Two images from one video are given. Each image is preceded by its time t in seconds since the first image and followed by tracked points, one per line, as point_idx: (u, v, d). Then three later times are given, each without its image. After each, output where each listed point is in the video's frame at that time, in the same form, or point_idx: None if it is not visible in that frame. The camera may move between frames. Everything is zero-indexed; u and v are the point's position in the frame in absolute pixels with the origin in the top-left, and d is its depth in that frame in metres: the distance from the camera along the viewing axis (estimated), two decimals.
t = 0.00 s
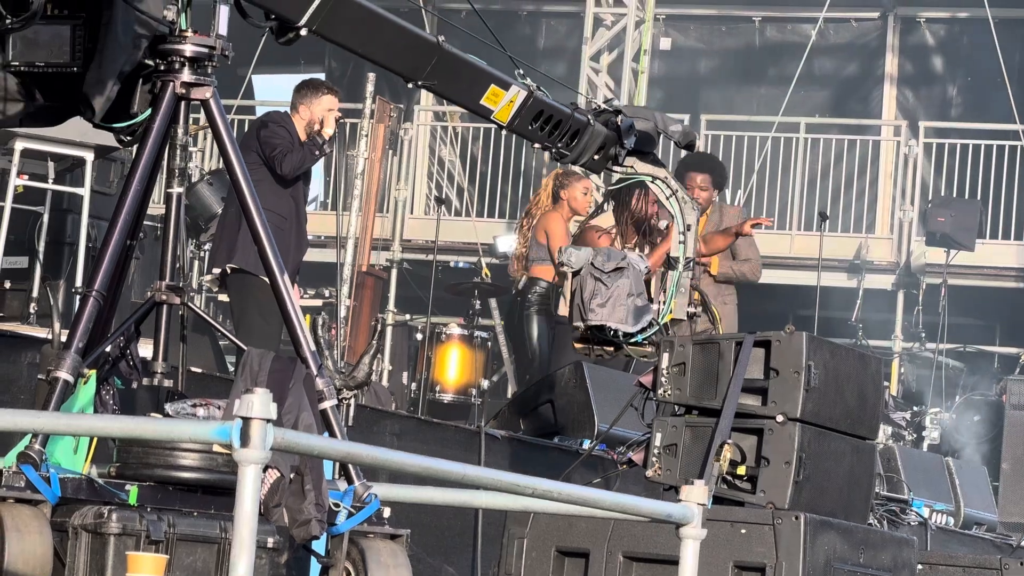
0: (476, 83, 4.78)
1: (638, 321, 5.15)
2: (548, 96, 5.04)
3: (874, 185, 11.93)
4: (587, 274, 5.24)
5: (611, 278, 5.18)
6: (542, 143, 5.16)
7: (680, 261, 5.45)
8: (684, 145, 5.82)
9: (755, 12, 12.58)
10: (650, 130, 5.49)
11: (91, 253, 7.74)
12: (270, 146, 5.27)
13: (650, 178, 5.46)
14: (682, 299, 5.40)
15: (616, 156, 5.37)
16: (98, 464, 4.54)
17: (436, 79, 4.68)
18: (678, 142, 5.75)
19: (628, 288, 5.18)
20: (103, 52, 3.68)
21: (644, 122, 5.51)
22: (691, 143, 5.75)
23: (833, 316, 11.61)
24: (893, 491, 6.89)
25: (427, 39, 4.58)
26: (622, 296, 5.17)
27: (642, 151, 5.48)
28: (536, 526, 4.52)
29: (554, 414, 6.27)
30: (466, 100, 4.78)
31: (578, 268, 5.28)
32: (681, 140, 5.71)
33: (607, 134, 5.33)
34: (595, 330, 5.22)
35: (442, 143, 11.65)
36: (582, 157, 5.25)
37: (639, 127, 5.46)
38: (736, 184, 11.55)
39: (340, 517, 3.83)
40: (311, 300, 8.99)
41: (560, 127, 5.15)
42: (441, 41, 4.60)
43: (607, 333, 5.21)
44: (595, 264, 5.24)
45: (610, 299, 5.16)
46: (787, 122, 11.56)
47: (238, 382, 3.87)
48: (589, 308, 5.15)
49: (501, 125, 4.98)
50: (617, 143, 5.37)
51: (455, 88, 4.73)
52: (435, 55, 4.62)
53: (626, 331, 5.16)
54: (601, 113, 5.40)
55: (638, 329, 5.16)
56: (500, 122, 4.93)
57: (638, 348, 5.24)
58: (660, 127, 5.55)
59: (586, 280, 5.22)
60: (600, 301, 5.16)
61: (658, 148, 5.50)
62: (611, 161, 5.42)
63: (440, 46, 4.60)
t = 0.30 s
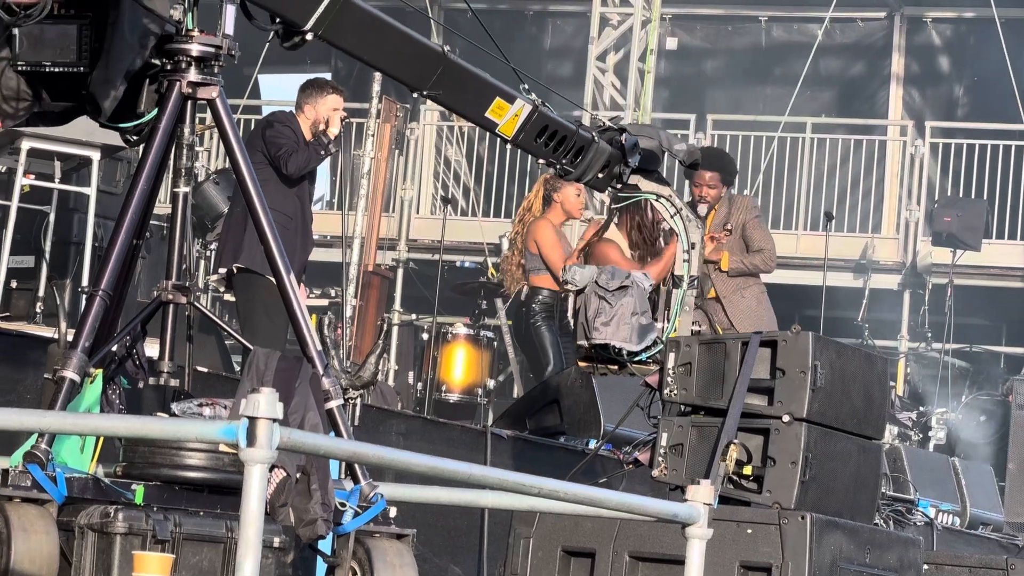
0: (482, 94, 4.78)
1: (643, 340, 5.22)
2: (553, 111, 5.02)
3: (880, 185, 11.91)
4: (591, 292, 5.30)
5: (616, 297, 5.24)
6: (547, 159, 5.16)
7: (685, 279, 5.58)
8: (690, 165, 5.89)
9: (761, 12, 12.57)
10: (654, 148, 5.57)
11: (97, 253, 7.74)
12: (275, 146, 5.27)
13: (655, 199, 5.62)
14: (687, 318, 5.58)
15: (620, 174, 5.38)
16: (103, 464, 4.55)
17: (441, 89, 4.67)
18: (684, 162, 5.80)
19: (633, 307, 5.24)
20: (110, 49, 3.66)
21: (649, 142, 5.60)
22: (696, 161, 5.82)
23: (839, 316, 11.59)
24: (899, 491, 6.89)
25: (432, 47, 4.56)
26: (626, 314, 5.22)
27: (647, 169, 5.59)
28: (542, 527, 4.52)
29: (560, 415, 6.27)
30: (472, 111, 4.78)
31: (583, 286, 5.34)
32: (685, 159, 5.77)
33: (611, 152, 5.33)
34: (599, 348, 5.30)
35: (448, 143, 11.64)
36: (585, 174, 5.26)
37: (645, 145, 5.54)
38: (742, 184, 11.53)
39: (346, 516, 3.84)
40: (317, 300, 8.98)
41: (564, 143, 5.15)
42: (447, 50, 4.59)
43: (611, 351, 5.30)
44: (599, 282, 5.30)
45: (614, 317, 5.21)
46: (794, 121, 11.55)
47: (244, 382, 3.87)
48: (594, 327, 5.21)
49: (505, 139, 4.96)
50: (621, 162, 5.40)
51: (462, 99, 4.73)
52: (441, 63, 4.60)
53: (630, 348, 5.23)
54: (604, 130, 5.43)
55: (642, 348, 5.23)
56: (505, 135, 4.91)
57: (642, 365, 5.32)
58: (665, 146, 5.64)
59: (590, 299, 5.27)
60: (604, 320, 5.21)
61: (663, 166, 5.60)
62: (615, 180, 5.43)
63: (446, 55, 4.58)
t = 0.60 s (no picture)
0: (490, 98, 4.81)
1: (651, 348, 5.22)
2: (562, 117, 5.03)
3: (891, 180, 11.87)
4: (600, 301, 5.34)
5: (624, 305, 5.27)
6: (556, 165, 5.14)
7: (693, 288, 5.52)
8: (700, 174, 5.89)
9: (772, 6, 12.52)
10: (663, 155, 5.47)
11: (109, 247, 7.74)
12: (285, 140, 5.26)
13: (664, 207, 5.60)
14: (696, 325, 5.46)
15: (629, 181, 5.32)
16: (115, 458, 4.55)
17: (450, 91, 4.71)
18: (693, 170, 5.82)
19: (641, 315, 5.26)
20: (123, 44, 3.66)
21: (658, 150, 5.60)
22: (706, 170, 5.83)
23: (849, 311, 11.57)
24: (910, 485, 6.86)
25: (441, 49, 4.62)
26: (634, 322, 5.25)
27: (656, 177, 5.50)
28: (553, 521, 4.51)
29: (570, 408, 6.27)
30: (481, 114, 4.82)
31: (592, 294, 5.40)
32: (693, 168, 5.80)
33: (620, 160, 5.28)
34: (607, 356, 5.33)
35: (458, 138, 11.63)
36: (594, 181, 5.22)
37: (653, 153, 5.52)
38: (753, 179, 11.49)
39: (357, 511, 3.84)
40: (327, 294, 8.98)
41: (573, 148, 5.14)
42: (456, 53, 4.65)
43: (618, 360, 5.31)
44: (608, 291, 5.33)
45: (622, 326, 5.24)
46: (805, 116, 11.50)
47: (255, 376, 3.85)
48: (602, 335, 5.25)
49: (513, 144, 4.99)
50: (630, 169, 5.33)
51: (470, 102, 4.77)
52: (450, 66, 4.66)
53: (639, 357, 5.23)
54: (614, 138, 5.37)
55: (651, 355, 5.22)
56: (514, 140, 4.94)
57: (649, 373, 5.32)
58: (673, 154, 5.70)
59: (599, 307, 5.31)
60: (612, 328, 5.25)
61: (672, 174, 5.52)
62: (624, 187, 5.36)
63: (454, 57, 4.64)
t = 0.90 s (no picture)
0: (506, 92, 4.82)
1: (664, 346, 5.19)
2: (575, 113, 5.05)
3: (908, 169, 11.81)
4: (613, 298, 5.29)
5: (638, 303, 5.24)
6: (570, 161, 5.16)
7: (707, 285, 5.52)
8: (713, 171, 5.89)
9: None
10: (677, 153, 5.49)
11: (125, 236, 7.75)
12: (299, 129, 5.25)
13: (677, 203, 5.53)
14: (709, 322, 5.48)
15: (643, 179, 5.35)
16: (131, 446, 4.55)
17: (465, 84, 4.72)
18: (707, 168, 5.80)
19: (655, 312, 5.23)
20: (141, 33, 3.62)
21: (672, 147, 5.56)
22: (719, 167, 5.82)
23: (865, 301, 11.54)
24: (925, 474, 6.83)
25: (456, 42, 4.61)
26: (648, 320, 5.22)
27: (670, 173, 5.51)
28: (569, 510, 4.50)
29: (586, 397, 6.23)
30: (495, 107, 4.81)
31: (605, 290, 5.40)
32: (709, 164, 5.77)
33: (634, 157, 5.31)
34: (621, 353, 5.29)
35: (474, 127, 11.62)
36: (608, 178, 5.24)
37: (667, 150, 5.51)
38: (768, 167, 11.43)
39: (373, 499, 3.84)
40: (343, 283, 8.98)
41: (587, 145, 5.15)
42: (471, 46, 4.64)
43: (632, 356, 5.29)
44: (621, 289, 5.31)
45: (636, 324, 5.21)
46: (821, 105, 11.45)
47: (271, 364, 3.85)
48: (615, 334, 5.22)
49: (528, 139, 4.99)
50: (645, 167, 5.36)
51: (486, 96, 4.77)
52: (466, 58, 4.65)
53: (652, 355, 5.21)
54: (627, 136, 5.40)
55: (664, 353, 5.19)
56: (528, 135, 4.96)
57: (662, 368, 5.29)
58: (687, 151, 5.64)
59: (612, 304, 5.26)
60: (626, 326, 5.22)
61: (686, 170, 5.52)
62: (638, 185, 5.40)
63: (470, 50, 4.63)
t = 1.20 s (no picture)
0: (521, 79, 4.83)
1: (679, 334, 5.21)
2: (592, 100, 5.06)
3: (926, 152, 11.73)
4: (627, 287, 5.31)
5: (652, 292, 5.27)
6: (586, 148, 5.17)
7: (722, 272, 5.49)
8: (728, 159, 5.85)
9: None
10: (692, 140, 5.49)
11: (142, 219, 7.74)
12: (315, 114, 5.23)
13: (694, 189, 5.53)
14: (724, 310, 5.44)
15: (658, 166, 5.37)
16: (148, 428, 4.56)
17: (481, 70, 4.70)
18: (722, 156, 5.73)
19: (669, 301, 5.26)
20: (158, 15, 3.63)
21: (687, 134, 5.53)
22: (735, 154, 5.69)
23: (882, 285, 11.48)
24: (942, 459, 6.81)
25: (474, 28, 4.60)
26: (662, 309, 5.25)
27: (685, 161, 5.50)
28: (586, 493, 4.49)
29: (603, 381, 6.22)
30: (511, 95, 4.82)
31: (619, 278, 5.44)
32: (723, 152, 5.66)
33: (649, 144, 5.33)
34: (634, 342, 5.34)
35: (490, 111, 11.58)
36: (623, 165, 5.26)
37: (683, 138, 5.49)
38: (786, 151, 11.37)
39: (389, 482, 3.84)
40: (360, 267, 8.97)
41: (603, 132, 5.16)
42: (488, 32, 4.63)
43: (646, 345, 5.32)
44: (636, 277, 5.36)
45: (650, 313, 5.25)
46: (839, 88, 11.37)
47: (288, 347, 3.84)
48: (631, 322, 5.26)
49: (543, 125, 5.01)
50: (659, 154, 5.38)
51: (501, 81, 4.77)
52: (482, 45, 4.64)
53: (666, 343, 5.23)
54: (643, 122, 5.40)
55: (679, 342, 5.21)
56: (545, 121, 4.97)
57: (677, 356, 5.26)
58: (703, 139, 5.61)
59: (626, 294, 5.28)
60: (640, 315, 5.25)
61: (701, 158, 5.52)
62: (654, 172, 5.42)
63: (486, 36, 4.62)
